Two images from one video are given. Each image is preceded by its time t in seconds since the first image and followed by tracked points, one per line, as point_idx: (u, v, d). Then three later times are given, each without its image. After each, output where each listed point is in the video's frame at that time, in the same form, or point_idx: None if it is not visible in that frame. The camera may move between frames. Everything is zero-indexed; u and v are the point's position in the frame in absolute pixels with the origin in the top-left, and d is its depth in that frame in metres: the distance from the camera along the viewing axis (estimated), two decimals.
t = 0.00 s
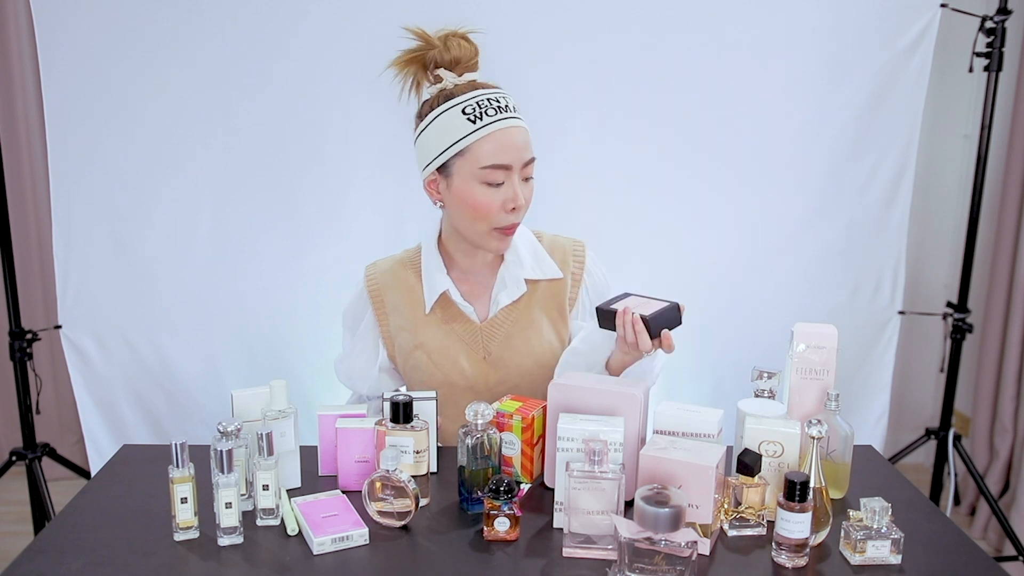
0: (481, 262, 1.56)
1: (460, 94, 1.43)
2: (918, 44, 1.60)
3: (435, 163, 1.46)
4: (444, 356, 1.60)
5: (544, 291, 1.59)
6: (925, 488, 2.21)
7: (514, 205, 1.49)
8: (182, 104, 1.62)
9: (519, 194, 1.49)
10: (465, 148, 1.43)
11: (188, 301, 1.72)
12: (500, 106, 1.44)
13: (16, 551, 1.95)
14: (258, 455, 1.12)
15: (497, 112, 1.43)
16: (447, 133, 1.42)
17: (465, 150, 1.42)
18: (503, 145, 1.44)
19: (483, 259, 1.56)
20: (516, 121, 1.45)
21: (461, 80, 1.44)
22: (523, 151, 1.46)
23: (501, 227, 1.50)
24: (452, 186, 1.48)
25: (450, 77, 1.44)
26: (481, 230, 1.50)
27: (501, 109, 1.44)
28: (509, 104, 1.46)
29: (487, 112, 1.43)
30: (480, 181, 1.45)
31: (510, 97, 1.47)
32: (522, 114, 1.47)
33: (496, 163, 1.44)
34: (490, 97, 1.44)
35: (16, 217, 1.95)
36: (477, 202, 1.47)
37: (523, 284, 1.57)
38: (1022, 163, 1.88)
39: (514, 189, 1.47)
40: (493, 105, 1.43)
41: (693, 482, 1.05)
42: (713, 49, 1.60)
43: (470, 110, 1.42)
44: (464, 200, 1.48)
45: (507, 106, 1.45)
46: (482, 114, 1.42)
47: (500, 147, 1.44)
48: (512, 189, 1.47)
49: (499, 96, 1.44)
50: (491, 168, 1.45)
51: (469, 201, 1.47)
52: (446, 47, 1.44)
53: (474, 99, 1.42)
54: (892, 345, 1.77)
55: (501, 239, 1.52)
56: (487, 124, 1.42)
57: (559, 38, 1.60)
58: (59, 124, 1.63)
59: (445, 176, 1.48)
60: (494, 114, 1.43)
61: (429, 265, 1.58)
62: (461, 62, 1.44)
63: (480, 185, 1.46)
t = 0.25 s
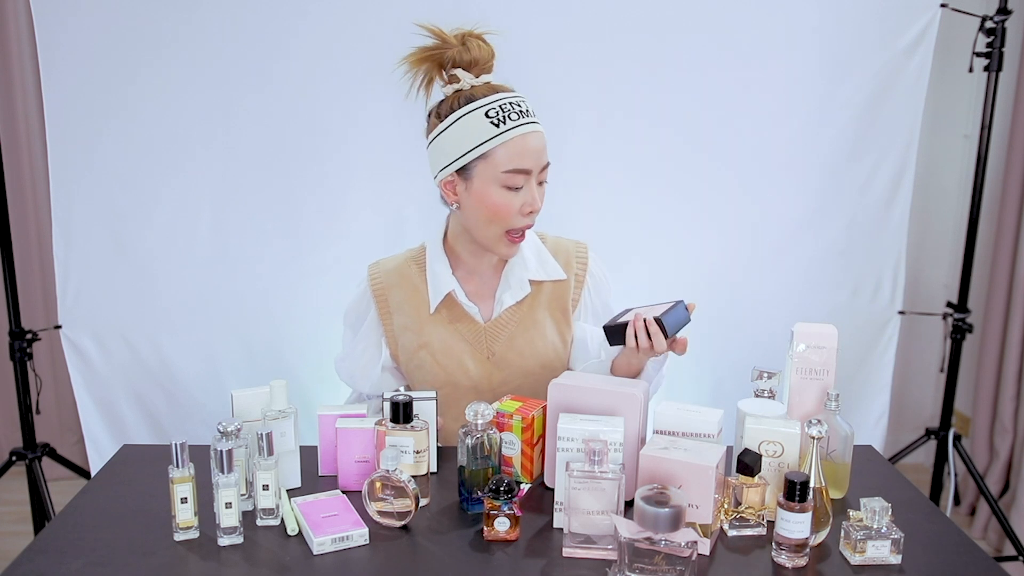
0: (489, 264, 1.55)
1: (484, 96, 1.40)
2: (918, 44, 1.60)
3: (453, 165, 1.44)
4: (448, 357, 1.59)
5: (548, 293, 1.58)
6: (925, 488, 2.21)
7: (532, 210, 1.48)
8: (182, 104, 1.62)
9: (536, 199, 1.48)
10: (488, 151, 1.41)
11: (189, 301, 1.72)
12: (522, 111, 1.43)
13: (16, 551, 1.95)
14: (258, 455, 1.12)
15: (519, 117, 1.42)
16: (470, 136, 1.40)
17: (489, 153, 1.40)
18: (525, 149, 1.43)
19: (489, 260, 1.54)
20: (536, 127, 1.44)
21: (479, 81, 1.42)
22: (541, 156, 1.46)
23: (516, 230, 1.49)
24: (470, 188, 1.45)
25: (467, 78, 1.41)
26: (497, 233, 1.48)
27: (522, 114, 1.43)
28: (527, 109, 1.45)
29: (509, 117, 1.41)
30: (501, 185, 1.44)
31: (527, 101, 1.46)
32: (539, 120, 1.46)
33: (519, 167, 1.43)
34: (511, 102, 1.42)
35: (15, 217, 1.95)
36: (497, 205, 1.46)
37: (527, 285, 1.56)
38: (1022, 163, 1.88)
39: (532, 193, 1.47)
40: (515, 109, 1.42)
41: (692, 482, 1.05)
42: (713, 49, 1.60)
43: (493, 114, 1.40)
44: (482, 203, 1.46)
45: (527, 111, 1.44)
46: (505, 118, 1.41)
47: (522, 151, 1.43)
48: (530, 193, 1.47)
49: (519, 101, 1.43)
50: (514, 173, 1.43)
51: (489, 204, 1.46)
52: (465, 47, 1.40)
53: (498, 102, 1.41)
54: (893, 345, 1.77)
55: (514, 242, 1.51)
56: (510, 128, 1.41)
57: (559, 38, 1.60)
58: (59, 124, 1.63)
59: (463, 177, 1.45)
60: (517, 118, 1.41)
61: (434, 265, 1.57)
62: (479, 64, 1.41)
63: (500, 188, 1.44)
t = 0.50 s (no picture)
0: (490, 262, 1.56)
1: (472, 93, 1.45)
2: (918, 44, 1.60)
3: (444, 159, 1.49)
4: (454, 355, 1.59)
5: (556, 296, 1.59)
6: (925, 488, 2.21)
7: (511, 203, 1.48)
8: (182, 104, 1.62)
9: (520, 193, 1.49)
10: (465, 145, 1.45)
11: (189, 301, 1.72)
12: (506, 107, 1.43)
13: (16, 551, 1.95)
14: (258, 455, 1.12)
15: (501, 112, 1.43)
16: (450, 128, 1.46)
17: (464, 147, 1.45)
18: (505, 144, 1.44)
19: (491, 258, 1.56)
20: (521, 123, 1.44)
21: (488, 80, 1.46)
22: (525, 151, 1.46)
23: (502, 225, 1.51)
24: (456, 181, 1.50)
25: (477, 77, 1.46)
26: (479, 226, 1.51)
27: (507, 110, 1.43)
28: (519, 106, 1.44)
29: (491, 112, 1.43)
30: (479, 177, 1.46)
31: (524, 100, 1.45)
32: (532, 117, 1.46)
33: (496, 158, 1.45)
34: (499, 98, 1.43)
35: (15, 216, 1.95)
36: (476, 197, 1.48)
37: (537, 287, 1.57)
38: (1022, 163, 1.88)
39: (512, 187, 1.48)
40: (499, 105, 1.43)
41: (692, 482, 1.05)
42: (713, 49, 1.60)
43: (476, 109, 1.43)
44: (464, 195, 1.49)
45: (514, 107, 1.43)
46: (485, 114, 1.43)
47: (501, 146, 1.44)
48: (511, 188, 1.48)
49: (509, 98, 1.43)
50: (489, 164, 1.45)
51: (469, 196, 1.48)
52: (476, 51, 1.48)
53: (482, 98, 1.43)
54: (893, 345, 1.77)
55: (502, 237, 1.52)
56: (488, 123, 1.43)
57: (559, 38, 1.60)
58: (59, 124, 1.63)
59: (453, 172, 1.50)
60: (499, 113, 1.43)
61: (444, 262, 1.58)
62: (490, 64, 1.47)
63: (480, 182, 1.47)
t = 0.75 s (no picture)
0: (490, 260, 1.57)
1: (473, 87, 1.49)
2: (918, 44, 1.60)
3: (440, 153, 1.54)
4: (461, 358, 1.59)
5: (565, 301, 1.59)
6: (925, 488, 2.21)
7: (489, 191, 1.50)
8: (182, 105, 1.62)
9: (501, 182, 1.50)
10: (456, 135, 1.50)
11: (189, 301, 1.72)
12: (495, 98, 1.46)
13: (16, 551, 1.95)
14: (258, 455, 1.12)
15: (483, 101, 1.46)
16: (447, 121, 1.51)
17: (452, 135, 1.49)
18: (483, 132, 1.47)
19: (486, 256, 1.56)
20: (502, 111, 1.45)
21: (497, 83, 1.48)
22: (504, 139, 1.47)
23: (488, 216, 1.52)
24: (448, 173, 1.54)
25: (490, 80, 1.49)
26: (464, 217, 1.54)
27: (495, 101, 1.46)
28: (510, 99, 1.46)
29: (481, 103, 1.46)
30: (462, 165, 1.50)
31: (518, 95, 1.46)
32: (518, 108, 1.46)
33: (474, 146, 1.48)
34: (492, 91, 1.46)
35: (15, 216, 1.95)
36: (460, 186, 1.52)
37: (546, 292, 1.57)
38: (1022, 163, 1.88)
39: (491, 175, 1.49)
40: (488, 97, 1.46)
41: (692, 482, 1.05)
42: (713, 49, 1.60)
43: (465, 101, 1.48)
44: (450, 185, 1.53)
45: (503, 99, 1.45)
46: (475, 103, 1.47)
47: (485, 135, 1.47)
48: (491, 175, 1.49)
49: (502, 91, 1.46)
50: (468, 151, 1.49)
51: (453, 185, 1.52)
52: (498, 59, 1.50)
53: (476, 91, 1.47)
54: (893, 345, 1.77)
55: (489, 229, 1.54)
56: (475, 112, 1.46)
57: (559, 38, 1.60)
58: (59, 124, 1.63)
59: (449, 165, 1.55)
60: (481, 103, 1.46)
61: (453, 264, 1.58)
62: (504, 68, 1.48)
63: (465, 171, 1.50)
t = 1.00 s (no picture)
0: (491, 275, 1.63)
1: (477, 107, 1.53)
2: (918, 44, 1.60)
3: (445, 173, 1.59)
4: (460, 364, 1.66)
5: (563, 311, 1.65)
6: (925, 488, 2.21)
7: (492, 219, 1.56)
8: (182, 104, 1.62)
9: (505, 210, 1.56)
10: (459, 156, 1.55)
11: (190, 301, 1.72)
12: (499, 122, 1.50)
13: (16, 551, 1.95)
14: (258, 455, 1.12)
15: (490, 127, 1.51)
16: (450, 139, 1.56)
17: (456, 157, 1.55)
18: (489, 159, 1.52)
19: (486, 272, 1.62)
20: (508, 139, 1.50)
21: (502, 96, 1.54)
22: (509, 167, 1.52)
23: (491, 239, 1.59)
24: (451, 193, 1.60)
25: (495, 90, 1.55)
26: (467, 238, 1.60)
27: (500, 125, 1.51)
28: (513, 123, 1.51)
29: (485, 125, 1.51)
30: (466, 190, 1.56)
31: (522, 119, 1.51)
32: (524, 134, 1.51)
33: (479, 173, 1.54)
34: (497, 113, 1.51)
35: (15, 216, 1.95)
36: (463, 210, 1.58)
37: (545, 303, 1.64)
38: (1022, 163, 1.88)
39: (495, 202, 1.56)
40: (493, 120, 1.51)
41: (692, 482, 1.05)
42: (713, 49, 1.60)
43: (470, 122, 1.52)
44: (454, 206, 1.59)
45: (507, 123, 1.50)
46: (479, 126, 1.52)
47: (487, 161, 1.52)
48: (493, 202, 1.55)
49: (506, 114, 1.51)
50: (473, 177, 1.55)
51: (457, 207, 1.59)
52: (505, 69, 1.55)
53: (480, 112, 1.52)
54: (893, 345, 1.77)
55: (491, 251, 1.60)
56: (479, 136, 1.52)
57: (559, 38, 1.60)
58: (59, 124, 1.63)
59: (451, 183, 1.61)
60: (487, 127, 1.51)
61: (455, 275, 1.64)
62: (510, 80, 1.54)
63: (468, 195, 1.57)
